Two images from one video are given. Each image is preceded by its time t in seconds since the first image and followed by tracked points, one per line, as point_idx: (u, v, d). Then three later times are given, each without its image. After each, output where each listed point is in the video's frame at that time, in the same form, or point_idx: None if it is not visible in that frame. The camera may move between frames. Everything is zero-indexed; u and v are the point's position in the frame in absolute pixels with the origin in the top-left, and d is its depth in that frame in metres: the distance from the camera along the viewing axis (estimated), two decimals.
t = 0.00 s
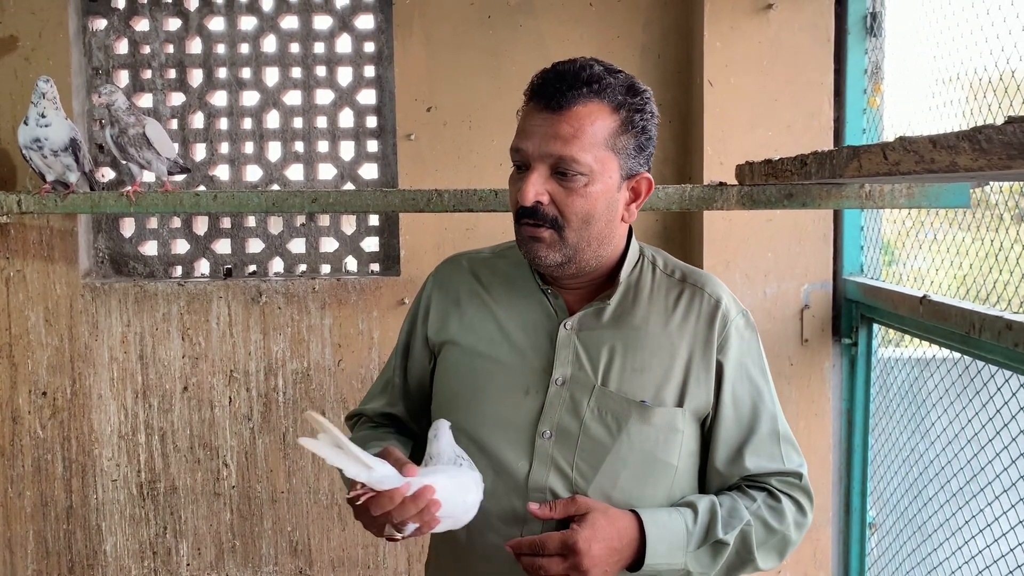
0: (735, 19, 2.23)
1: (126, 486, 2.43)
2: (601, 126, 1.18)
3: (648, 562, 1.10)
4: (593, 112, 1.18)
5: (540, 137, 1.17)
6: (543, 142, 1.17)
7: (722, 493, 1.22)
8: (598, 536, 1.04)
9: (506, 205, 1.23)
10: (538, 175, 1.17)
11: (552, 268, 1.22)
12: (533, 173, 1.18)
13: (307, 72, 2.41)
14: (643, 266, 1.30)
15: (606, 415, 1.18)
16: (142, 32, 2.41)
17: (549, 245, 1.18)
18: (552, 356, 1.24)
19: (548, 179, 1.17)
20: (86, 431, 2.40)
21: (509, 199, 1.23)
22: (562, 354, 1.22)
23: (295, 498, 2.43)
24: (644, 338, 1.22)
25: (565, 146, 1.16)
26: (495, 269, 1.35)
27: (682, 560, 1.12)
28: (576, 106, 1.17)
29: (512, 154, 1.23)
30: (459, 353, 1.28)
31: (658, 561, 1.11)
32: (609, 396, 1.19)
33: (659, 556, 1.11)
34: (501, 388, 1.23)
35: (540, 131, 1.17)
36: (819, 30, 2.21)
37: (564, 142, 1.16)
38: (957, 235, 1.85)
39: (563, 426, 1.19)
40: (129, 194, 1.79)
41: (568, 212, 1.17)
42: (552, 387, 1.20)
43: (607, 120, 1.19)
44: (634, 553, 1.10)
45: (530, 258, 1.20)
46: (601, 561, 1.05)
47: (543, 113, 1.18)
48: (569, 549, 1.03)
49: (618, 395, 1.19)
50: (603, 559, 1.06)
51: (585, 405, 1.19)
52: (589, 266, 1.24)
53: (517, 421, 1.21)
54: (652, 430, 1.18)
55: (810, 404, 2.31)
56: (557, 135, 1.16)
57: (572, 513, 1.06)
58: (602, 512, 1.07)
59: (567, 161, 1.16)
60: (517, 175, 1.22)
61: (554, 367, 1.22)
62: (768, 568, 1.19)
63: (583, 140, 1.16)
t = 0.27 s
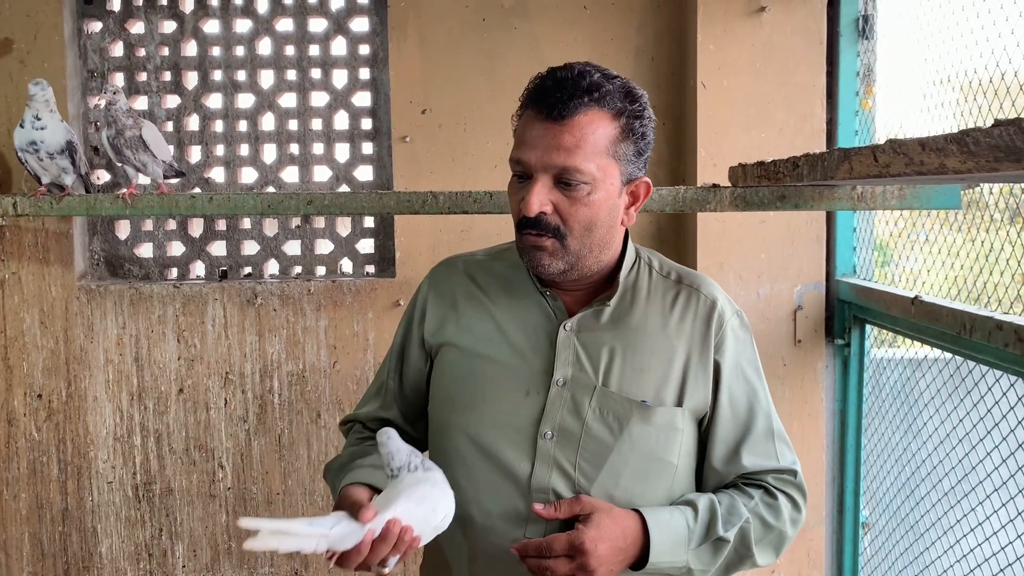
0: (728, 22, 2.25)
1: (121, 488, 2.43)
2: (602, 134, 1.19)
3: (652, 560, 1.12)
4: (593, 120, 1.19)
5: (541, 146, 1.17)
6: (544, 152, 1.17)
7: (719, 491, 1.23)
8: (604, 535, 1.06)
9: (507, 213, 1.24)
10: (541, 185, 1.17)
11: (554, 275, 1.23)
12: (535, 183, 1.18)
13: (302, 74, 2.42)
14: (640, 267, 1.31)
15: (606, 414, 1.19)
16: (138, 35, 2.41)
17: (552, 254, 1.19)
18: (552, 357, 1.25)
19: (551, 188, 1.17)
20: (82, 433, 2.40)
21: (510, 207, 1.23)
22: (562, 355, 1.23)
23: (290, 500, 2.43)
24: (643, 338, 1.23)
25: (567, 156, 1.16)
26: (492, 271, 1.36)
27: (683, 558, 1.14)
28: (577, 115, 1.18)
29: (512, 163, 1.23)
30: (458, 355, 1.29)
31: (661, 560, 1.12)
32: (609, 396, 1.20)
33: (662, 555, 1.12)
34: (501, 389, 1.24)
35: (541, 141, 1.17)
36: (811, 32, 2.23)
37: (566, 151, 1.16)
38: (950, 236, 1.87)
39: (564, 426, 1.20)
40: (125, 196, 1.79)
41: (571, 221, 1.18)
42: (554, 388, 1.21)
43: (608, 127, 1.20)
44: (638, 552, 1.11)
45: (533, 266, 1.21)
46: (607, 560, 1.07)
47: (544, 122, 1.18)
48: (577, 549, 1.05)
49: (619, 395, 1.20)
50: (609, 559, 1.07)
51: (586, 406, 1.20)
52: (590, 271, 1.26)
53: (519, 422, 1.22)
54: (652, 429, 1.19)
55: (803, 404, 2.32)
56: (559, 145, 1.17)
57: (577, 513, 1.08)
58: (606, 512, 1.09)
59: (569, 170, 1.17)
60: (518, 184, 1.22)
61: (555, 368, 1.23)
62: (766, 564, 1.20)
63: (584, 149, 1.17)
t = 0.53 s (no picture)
0: (727, 24, 2.25)
1: (120, 489, 2.43)
2: (588, 146, 1.18)
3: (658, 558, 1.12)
4: (579, 132, 1.18)
5: (527, 161, 1.17)
6: (530, 166, 1.16)
7: (718, 489, 1.24)
8: (611, 534, 1.07)
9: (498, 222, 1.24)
10: (529, 199, 1.17)
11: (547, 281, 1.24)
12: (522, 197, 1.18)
13: (301, 75, 2.42)
14: (637, 268, 1.31)
15: (609, 414, 1.20)
16: (137, 36, 2.42)
17: (543, 265, 1.21)
18: (553, 358, 1.25)
19: (538, 202, 1.17)
20: (81, 434, 2.40)
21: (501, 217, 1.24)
22: (563, 355, 1.23)
23: (289, 501, 2.43)
24: (643, 338, 1.24)
25: (553, 169, 1.16)
26: (489, 272, 1.36)
27: (687, 556, 1.14)
28: (562, 128, 1.17)
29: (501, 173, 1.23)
30: (456, 357, 1.29)
31: (666, 558, 1.13)
32: (611, 396, 1.20)
33: (666, 553, 1.13)
34: (501, 390, 1.25)
35: (527, 155, 1.17)
36: (809, 34, 2.24)
37: (552, 165, 1.16)
38: (948, 237, 1.88)
39: (567, 425, 1.20)
40: (124, 197, 1.80)
41: (560, 233, 1.18)
42: (556, 388, 1.21)
43: (593, 138, 1.19)
44: (645, 550, 1.12)
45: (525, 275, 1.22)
46: (615, 559, 1.08)
47: (529, 136, 1.18)
48: (585, 548, 1.05)
49: (620, 395, 1.20)
50: (617, 557, 1.08)
51: (589, 405, 1.20)
52: (584, 276, 1.27)
53: (521, 422, 1.22)
54: (654, 428, 1.20)
55: (801, 405, 2.33)
56: (544, 160, 1.16)
57: (583, 512, 1.08)
58: (612, 511, 1.09)
59: (556, 184, 1.16)
60: (507, 193, 1.22)
61: (556, 368, 1.23)
62: (765, 560, 1.21)
63: (570, 162, 1.16)
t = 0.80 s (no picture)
0: (730, 24, 2.25)
1: (122, 488, 2.43)
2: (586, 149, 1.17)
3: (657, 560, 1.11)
4: (578, 136, 1.17)
5: (525, 165, 1.16)
6: (529, 171, 1.16)
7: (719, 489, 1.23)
8: (612, 537, 1.06)
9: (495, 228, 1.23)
10: (528, 204, 1.16)
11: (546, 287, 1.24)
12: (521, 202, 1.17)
13: (303, 75, 2.42)
14: (635, 268, 1.31)
15: (607, 415, 1.19)
16: (139, 35, 2.41)
17: (544, 270, 1.20)
18: (550, 360, 1.25)
19: (537, 207, 1.17)
20: (82, 433, 2.40)
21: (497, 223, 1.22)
22: (561, 357, 1.23)
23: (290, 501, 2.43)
24: (641, 339, 1.24)
25: (553, 173, 1.15)
26: (487, 275, 1.36)
27: (688, 557, 1.14)
28: (560, 132, 1.16)
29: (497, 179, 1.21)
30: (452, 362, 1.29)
31: (666, 560, 1.12)
32: (608, 398, 1.20)
33: (667, 554, 1.12)
34: (500, 393, 1.24)
35: (524, 159, 1.16)
36: (812, 34, 2.23)
37: (552, 169, 1.15)
38: (951, 238, 1.87)
39: (565, 428, 1.20)
40: (127, 196, 1.79)
41: (561, 238, 1.18)
42: (553, 391, 1.21)
43: (591, 141, 1.18)
44: (643, 553, 1.11)
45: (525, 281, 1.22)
46: (615, 562, 1.06)
47: (527, 139, 1.17)
48: (585, 552, 1.04)
49: (617, 397, 1.20)
50: (617, 560, 1.07)
51: (586, 408, 1.20)
52: (583, 280, 1.26)
53: (519, 425, 1.22)
54: (652, 429, 1.19)
55: (804, 406, 2.32)
56: (543, 164, 1.15)
57: (583, 515, 1.07)
58: (613, 514, 1.08)
59: (555, 188, 1.16)
60: (504, 199, 1.21)
61: (554, 371, 1.22)
62: (767, 560, 1.21)
63: (568, 165, 1.16)
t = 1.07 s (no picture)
0: (734, 23, 2.24)
1: (123, 487, 2.42)
2: (617, 123, 1.20)
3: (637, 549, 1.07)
4: (611, 109, 1.20)
5: (557, 131, 1.17)
6: (563, 136, 1.17)
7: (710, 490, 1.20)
8: (592, 522, 1.02)
9: (512, 201, 1.22)
10: (557, 169, 1.17)
11: (558, 265, 1.21)
12: (551, 167, 1.18)
13: (306, 73, 2.41)
14: (632, 267, 1.30)
15: (600, 416, 1.18)
16: (142, 33, 2.41)
17: (563, 242, 1.18)
18: (545, 360, 1.24)
19: (565, 174, 1.17)
20: (84, 432, 2.40)
21: (516, 194, 1.21)
22: (555, 357, 1.23)
23: (292, 500, 2.42)
24: (637, 339, 1.23)
25: (588, 140, 1.17)
26: (486, 273, 1.35)
27: (672, 550, 1.10)
28: (594, 104, 1.18)
29: (522, 149, 1.22)
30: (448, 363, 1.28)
31: (647, 552, 1.08)
32: (602, 397, 1.19)
33: (650, 545, 1.08)
34: (495, 393, 1.23)
35: (558, 126, 1.17)
36: (816, 33, 2.22)
37: (589, 134, 1.17)
38: (954, 238, 1.86)
39: (557, 429, 1.19)
40: (129, 194, 1.78)
41: (586, 208, 1.17)
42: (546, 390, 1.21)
43: (622, 118, 1.21)
44: (623, 543, 1.07)
45: (539, 254, 1.18)
46: (597, 548, 1.02)
47: (560, 108, 1.19)
48: (569, 540, 0.99)
49: (611, 396, 1.19)
50: (599, 548, 1.03)
51: (580, 407, 1.19)
52: (591, 267, 1.24)
53: (513, 426, 1.21)
54: (646, 430, 1.17)
55: (807, 405, 2.32)
56: (579, 129, 1.17)
57: (563, 497, 1.02)
58: (593, 499, 1.03)
59: (587, 156, 1.17)
60: (528, 169, 1.21)
61: (548, 370, 1.22)
62: (760, 563, 1.16)
63: (599, 136, 1.17)
